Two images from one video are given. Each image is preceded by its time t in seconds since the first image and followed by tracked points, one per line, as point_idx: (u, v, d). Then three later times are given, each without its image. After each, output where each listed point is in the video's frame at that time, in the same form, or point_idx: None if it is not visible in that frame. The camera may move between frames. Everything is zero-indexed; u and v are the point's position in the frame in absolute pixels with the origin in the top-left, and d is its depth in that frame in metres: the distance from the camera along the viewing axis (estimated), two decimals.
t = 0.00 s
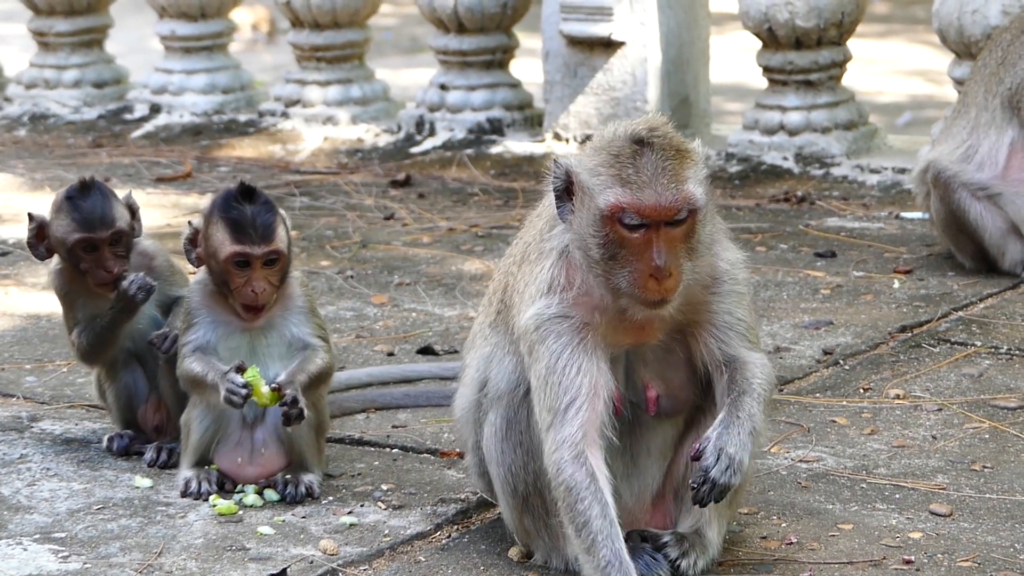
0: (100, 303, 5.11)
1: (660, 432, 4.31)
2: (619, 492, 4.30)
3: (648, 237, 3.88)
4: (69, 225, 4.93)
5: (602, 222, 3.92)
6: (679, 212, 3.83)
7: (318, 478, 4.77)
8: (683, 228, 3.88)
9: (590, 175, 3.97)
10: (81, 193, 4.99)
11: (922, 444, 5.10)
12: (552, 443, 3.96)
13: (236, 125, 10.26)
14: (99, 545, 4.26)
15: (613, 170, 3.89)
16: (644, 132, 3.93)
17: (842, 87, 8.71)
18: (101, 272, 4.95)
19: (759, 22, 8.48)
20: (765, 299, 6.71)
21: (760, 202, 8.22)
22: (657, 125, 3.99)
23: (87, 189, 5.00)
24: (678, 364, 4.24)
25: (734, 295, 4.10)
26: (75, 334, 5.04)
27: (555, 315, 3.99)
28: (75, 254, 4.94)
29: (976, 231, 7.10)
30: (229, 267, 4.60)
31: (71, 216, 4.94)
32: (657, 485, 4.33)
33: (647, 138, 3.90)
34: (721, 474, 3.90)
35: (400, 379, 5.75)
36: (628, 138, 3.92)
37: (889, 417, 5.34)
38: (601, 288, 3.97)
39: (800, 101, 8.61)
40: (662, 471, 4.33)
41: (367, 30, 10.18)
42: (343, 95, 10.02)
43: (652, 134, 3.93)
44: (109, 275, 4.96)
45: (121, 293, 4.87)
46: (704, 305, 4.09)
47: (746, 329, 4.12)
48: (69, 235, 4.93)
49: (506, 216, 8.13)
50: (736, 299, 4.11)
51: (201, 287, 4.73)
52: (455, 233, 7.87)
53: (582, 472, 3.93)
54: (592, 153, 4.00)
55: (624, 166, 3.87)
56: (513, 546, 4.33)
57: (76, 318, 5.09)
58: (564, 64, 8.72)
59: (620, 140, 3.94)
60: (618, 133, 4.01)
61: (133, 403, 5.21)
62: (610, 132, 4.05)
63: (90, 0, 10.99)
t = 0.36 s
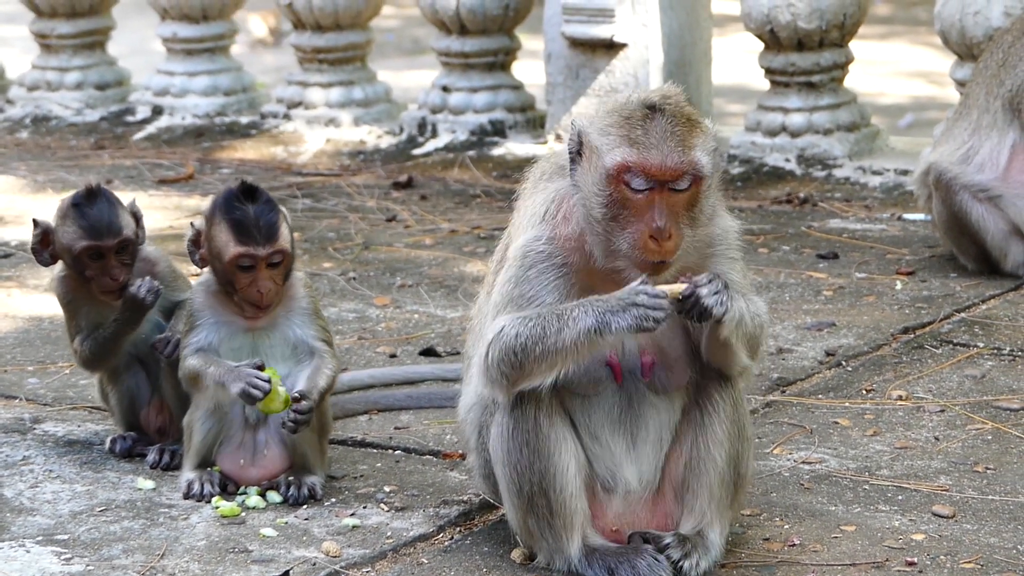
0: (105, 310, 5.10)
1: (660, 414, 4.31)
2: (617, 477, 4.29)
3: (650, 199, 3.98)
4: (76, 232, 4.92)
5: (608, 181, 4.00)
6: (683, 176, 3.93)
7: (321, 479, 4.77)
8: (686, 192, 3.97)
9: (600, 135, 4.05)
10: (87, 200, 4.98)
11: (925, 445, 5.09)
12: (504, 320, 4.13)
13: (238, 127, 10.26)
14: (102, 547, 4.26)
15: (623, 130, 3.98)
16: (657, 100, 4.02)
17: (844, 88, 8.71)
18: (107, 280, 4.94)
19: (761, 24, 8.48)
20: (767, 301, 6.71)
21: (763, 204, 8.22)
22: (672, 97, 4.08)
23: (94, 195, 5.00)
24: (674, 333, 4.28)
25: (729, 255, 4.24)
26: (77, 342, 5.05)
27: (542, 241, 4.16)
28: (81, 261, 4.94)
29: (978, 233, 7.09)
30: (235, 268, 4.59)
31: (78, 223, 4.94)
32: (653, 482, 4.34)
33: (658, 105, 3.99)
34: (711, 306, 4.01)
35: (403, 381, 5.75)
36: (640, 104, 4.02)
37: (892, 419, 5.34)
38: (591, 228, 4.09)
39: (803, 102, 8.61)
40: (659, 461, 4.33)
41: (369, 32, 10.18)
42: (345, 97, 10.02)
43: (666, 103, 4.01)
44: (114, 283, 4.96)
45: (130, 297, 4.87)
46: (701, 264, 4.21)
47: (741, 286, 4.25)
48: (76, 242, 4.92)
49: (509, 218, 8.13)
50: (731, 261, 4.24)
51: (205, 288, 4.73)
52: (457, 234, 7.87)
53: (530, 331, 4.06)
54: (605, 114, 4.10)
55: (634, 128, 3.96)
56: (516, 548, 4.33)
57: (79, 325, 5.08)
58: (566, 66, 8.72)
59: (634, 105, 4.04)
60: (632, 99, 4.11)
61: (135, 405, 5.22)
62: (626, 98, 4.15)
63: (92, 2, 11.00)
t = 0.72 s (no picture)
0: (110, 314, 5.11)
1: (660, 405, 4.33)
2: (618, 470, 4.30)
3: (635, 178, 4.07)
4: (85, 236, 4.94)
5: (592, 162, 4.11)
6: (664, 150, 4.03)
7: (326, 483, 4.77)
8: (672, 168, 4.05)
9: (584, 122, 4.17)
10: (97, 203, 4.99)
11: (930, 448, 5.09)
12: (494, 302, 4.26)
13: (242, 130, 10.27)
14: (108, 550, 4.27)
15: (606, 113, 4.10)
16: (638, 85, 4.14)
17: (849, 91, 8.71)
18: (114, 285, 4.97)
19: (765, 27, 8.48)
20: (772, 303, 6.70)
21: (767, 207, 8.22)
22: (654, 83, 4.19)
23: (104, 199, 5.01)
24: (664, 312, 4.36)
25: (719, 236, 4.31)
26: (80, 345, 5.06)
27: (530, 225, 4.28)
28: (88, 266, 4.95)
29: (985, 233, 7.07)
30: (236, 295, 4.61)
31: (87, 227, 4.95)
32: (654, 478, 4.35)
33: (639, 88, 4.10)
34: (686, 260, 4.05)
35: (408, 383, 5.76)
36: (622, 88, 4.14)
37: (897, 422, 5.34)
38: (578, 209, 4.20)
39: (807, 105, 8.61)
40: (660, 453, 4.35)
41: (373, 35, 10.19)
42: (349, 100, 10.02)
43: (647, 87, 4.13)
44: (121, 288, 4.98)
45: (128, 308, 4.88)
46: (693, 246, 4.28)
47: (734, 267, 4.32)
48: (84, 246, 4.94)
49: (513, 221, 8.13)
50: (723, 243, 4.31)
51: (212, 297, 4.75)
52: (462, 237, 7.87)
53: (520, 307, 4.18)
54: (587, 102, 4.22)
55: (616, 110, 4.08)
56: (522, 551, 4.33)
57: (83, 329, 5.09)
58: (570, 69, 8.71)
59: (615, 90, 4.15)
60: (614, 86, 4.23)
61: (140, 407, 5.22)
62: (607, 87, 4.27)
63: (96, 6, 11.01)
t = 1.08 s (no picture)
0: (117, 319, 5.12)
1: (670, 402, 4.32)
2: (624, 473, 4.30)
3: (644, 185, 4.06)
4: (99, 255, 4.92)
5: (600, 169, 4.10)
6: (673, 158, 4.03)
7: (333, 486, 4.77)
8: (678, 177, 4.06)
9: (588, 128, 4.16)
10: (110, 216, 4.92)
11: (937, 452, 5.09)
12: (501, 312, 4.23)
13: (248, 133, 10.28)
14: (114, 553, 4.27)
15: (612, 120, 4.08)
16: (644, 92, 4.12)
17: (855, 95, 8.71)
18: (126, 301, 5.03)
19: (771, 31, 8.47)
20: (778, 307, 6.70)
21: (773, 211, 8.22)
22: (658, 89, 4.18)
23: (118, 214, 4.92)
24: (666, 314, 4.37)
25: (720, 240, 4.31)
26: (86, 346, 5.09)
27: (534, 232, 4.25)
28: (99, 279, 4.97)
29: (992, 236, 7.06)
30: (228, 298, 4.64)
31: (101, 245, 4.91)
32: (660, 480, 4.34)
33: (645, 95, 4.09)
34: (694, 267, 4.10)
35: (414, 387, 5.75)
36: (627, 95, 4.12)
37: (903, 426, 5.33)
38: (582, 215, 4.18)
39: (813, 109, 8.60)
40: (665, 455, 4.34)
41: (379, 38, 10.19)
42: (356, 103, 10.02)
43: (653, 93, 4.11)
44: (132, 303, 5.04)
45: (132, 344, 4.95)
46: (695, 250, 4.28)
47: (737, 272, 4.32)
48: (97, 262, 4.92)
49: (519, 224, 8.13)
50: (724, 247, 4.31)
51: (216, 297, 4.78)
52: (468, 241, 7.87)
53: (529, 319, 4.17)
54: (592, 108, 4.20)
55: (622, 117, 4.07)
56: (528, 554, 4.33)
57: (88, 330, 5.10)
58: (576, 72, 8.70)
59: (621, 96, 4.13)
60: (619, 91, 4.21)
61: (147, 409, 5.22)
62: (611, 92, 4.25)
63: (102, 8, 11.02)
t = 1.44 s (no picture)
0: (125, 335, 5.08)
1: (673, 404, 4.33)
2: (628, 475, 4.30)
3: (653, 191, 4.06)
4: (113, 279, 4.88)
5: (609, 172, 4.10)
6: (684, 165, 4.02)
7: (336, 487, 4.77)
8: (685, 185, 4.06)
9: (598, 131, 4.16)
10: (128, 241, 4.86)
11: (940, 454, 5.08)
12: (507, 312, 4.24)
13: (252, 135, 10.28)
14: (117, 555, 4.27)
15: (623, 125, 4.08)
16: (656, 98, 4.12)
17: (859, 98, 8.70)
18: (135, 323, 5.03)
19: (775, 33, 8.46)
20: (781, 310, 6.70)
21: (777, 213, 8.22)
22: (671, 96, 4.17)
23: (137, 240, 4.87)
24: (669, 315, 4.37)
25: (722, 247, 4.32)
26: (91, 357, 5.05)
27: (540, 232, 4.25)
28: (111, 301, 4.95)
29: (995, 239, 7.05)
30: (237, 299, 4.63)
31: (116, 270, 4.87)
32: (664, 482, 4.34)
33: (658, 101, 4.08)
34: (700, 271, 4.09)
35: (417, 389, 5.76)
36: (640, 99, 4.12)
37: (906, 428, 5.33)
38: (587, 217, 4.19)
39: (817, 111, 8.61)
40: (668, 458, 4.34)
41: (383, 41, 10.19)
42: (360, 105, 10.03)
43: (664, 100, 4.11)
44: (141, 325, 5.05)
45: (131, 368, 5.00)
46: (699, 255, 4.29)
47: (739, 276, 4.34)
48: (110, 286, 4.90)
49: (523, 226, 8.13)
50: (726, 253, 4.33)
51: (222, 299, 4.78)
52: (472, 243, 7.88)
53: (535, 321, 4.18)
54: (601, 110, 4.20)
55: (633, 122, 4.07)
56: (532, 556, 4.33)
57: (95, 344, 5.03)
58: (580, 74, 8.70)
59: (633, 100, 4.13)
60: (630, 95, 4.20)
61: (150, 410, 5.26)
62: (621, 95, 4.24)
63: (106, 10, 11.02)
